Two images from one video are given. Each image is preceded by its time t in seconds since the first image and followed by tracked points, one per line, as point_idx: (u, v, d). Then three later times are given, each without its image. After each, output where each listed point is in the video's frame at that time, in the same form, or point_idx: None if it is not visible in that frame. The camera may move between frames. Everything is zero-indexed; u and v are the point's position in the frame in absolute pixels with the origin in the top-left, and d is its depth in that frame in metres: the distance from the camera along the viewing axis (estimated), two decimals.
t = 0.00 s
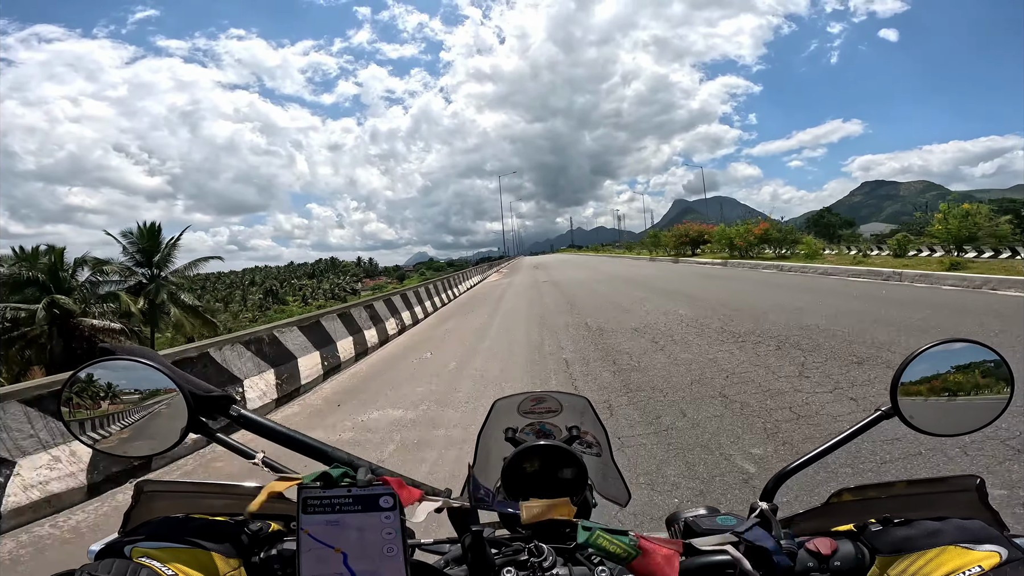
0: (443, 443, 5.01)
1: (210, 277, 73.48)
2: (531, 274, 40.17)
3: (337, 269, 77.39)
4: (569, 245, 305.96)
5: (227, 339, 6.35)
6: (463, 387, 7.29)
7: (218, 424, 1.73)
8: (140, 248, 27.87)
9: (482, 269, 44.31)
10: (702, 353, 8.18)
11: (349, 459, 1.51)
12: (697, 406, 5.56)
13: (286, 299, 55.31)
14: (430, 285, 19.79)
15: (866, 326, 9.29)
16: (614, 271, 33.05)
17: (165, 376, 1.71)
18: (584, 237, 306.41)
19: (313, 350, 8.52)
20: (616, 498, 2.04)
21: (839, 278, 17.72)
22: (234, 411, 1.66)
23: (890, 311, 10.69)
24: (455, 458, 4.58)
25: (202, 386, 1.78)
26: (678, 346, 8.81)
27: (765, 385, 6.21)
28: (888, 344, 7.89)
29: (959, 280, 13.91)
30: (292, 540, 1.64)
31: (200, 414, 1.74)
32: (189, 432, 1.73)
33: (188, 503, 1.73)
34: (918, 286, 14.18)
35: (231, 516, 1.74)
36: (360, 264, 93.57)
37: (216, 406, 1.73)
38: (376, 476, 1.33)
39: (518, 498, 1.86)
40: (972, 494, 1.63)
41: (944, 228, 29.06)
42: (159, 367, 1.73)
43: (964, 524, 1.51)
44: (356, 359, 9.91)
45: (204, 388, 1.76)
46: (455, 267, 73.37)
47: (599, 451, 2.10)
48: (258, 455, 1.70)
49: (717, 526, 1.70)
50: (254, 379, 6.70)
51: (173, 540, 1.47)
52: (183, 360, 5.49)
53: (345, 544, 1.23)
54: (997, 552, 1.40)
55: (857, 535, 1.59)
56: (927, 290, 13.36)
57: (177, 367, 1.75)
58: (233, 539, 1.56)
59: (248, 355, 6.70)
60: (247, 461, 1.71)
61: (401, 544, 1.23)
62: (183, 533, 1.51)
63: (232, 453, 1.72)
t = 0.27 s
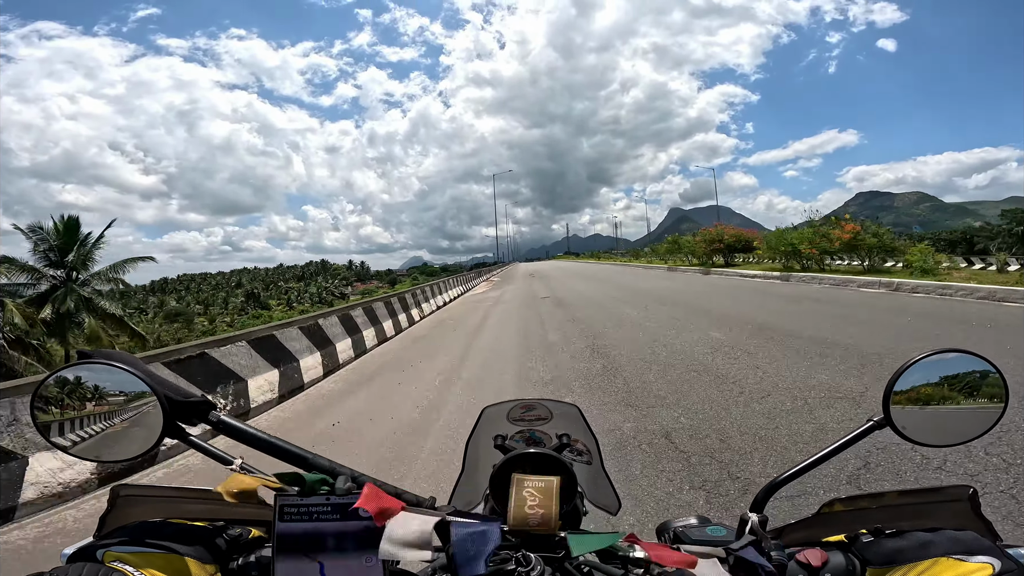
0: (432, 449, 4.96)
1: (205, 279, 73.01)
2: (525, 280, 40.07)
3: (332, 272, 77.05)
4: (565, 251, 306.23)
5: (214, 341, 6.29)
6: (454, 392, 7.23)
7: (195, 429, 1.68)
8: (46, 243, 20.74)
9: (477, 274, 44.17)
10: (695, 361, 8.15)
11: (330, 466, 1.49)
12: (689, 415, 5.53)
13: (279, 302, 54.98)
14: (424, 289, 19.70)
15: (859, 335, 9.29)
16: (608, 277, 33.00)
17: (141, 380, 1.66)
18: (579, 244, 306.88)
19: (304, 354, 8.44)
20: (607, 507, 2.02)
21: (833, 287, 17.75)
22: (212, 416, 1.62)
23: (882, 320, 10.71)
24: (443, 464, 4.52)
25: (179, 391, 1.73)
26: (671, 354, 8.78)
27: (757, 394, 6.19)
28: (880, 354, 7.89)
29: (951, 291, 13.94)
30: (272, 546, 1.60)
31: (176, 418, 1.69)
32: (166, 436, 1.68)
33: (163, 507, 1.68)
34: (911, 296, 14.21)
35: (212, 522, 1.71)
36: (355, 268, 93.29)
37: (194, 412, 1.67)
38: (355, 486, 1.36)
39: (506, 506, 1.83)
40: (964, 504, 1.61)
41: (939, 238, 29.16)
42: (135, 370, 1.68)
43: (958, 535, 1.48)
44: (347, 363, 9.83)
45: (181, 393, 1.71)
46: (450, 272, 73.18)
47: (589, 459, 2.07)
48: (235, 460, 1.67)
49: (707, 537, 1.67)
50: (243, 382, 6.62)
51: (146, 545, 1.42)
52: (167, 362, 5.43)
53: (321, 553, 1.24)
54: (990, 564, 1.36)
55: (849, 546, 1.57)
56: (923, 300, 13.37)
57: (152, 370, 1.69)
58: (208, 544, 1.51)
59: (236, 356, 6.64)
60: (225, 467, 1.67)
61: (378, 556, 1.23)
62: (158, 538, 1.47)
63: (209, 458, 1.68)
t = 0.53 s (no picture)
0: (415, 450, 4.88)
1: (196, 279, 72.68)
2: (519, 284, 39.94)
3: (325, 274, 76.70)
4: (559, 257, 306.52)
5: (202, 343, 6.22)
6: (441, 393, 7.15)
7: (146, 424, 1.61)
8: None
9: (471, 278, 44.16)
10: (686, 366, 8.10)
11: (288, 464, 1.44)
12: (676, 420, 5.47)
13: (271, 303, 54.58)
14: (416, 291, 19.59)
15: (849, 345, 9.28)
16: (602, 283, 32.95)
17: (87, 374, 1.59)
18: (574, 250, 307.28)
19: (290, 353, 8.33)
20: (588, 509, 1.97)
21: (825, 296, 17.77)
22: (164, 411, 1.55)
23: (873, 330, 10.71)
24: (425, 466, 4.45)
25: (131, 384, 1.66)
26: (661, 359, 8.74)
27: (746, 401, 6.14)
28: (870, 364, 7.87)
29: (943, 302, 13.98)
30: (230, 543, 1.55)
31: (125, 413, 1.62)
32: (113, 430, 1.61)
33: (116, 504, 1.62)
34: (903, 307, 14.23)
35: (168, 519, 1.64)
36: (349, 270, 93.07)
37: (147, 406, 1.61)
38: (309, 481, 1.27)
39: (482, 508, 1.77)
40: (953, 509, 1.56)
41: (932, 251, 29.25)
42: (82, 363, 1.61)
43: (944, 544, 1.43)
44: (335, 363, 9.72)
45: (132, 386, 1.64)
46: (444, 275, 72.96)
47: (569, 461, 2.02)
48: (186, 457, 1.61)
49: (685, 543, 1.61)
50: (225, 381, 6.51)
51: (90, 541, 1.36)
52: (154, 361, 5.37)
53: (267, 554, 1.18)
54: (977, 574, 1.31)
55: (831, 555, 1.51)
56: (913, 311, 13.39)
57: (101, 362, 1.62)
58: (158, 541, 1.45)
59: (220, 355, 6.57)
60: (177, 465, 1.60)
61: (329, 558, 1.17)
62: (104, 535, 1.40)
63: (159, 455, 1.61)
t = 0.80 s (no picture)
0: (401, 458, 4.92)
1: (183, 281, 72.05)
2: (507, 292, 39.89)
3: (315, 279, 76.33)
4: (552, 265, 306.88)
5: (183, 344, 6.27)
6: (427, 402, 7.18)
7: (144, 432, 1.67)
8: None
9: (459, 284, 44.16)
10: (670, 377, 8.18)
11: (279, 471, 1.50)
12: (658, 430, 5.54)
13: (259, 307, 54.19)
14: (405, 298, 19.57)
15: (831, 357, 9.42)
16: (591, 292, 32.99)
17: (87, 384, 1.66)
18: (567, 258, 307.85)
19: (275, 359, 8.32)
20: (568, 519, 2.03)
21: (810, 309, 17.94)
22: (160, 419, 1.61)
23: (855, 343, 10.88)
24: (410, 474, 4.48)
25: (128, 394, 1.73)
26: (647, 370, 8.82)
27: (727, 412, 6.23)
28: (850, 376, 8.00)
29: (924, 317, 14.19)
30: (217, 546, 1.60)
31: (124, 421, 1.68)
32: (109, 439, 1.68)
33: (110, 508, 1.67)
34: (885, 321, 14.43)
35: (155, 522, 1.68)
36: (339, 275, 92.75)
37: (143, 415, 1.68)
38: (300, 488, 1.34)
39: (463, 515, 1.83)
40: (908, 523, 1.66)
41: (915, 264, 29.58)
42: (83, 373, 1.68)
43: (893, 556, 1.51)
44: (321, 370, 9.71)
45: (129, 396, 1.71)
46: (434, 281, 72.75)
47: (551, 472, 2.08)
48: (181, 464, 1.67)
49: (654, 553, 1.69)
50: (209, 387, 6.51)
51: (84, 543, 1.41)
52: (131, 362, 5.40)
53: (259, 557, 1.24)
54: None
55: (788, 566, 1.58)
56: (895, 325, 13.59)
57: (101, 373, 1.70)
58: (150, 544, 1.50)
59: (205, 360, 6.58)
60: (172, 471, 1.66)
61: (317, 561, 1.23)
62: (98, 537, 1.45)
63: (155, 462, 1.67)
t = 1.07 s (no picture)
0: (413, 463, 4.97)
1: (186, 284, 72.23)
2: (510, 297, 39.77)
3: (317, 283, 76.28)
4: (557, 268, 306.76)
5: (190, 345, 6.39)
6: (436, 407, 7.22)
7: (188, 442, 1.75)
8: None
9: (463, 288, 44.13)
10: (677, 383, 8.21)
11: (316, 480, 1.66)
12: (668, 436, 5.57)
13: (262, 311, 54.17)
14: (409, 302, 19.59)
15: (837, 362, 9.42)
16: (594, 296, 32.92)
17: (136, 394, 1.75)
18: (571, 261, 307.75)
19: (282, 365, 8.40)
20: (584, 525, 2.08)
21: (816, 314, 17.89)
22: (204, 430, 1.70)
23: (861, 348, 10.86)
24: (423, 480, 4.53)
25: (173, 404, 1.81)
26: (653, 375, 8.85)
27: (735, 417, 6.25)
28: (857, 381, 8.01)
29: (930, 322, 14.15)
30: (254, 555, 1.66)
31: (169, 430, 1.75)
32: (157, 448, 1.76)
33: (150, 513, 1.74)
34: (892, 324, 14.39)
35: (193, 529, 1.75)
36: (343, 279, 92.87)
37: (187, 424, 1.76)
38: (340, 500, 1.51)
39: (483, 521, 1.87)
40: (919, 528, 1.70)
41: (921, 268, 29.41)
42: (128, 384, 1.78)
43: (907, 558, 1.55)
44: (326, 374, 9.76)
45: (175, 407, 1.79)
46: (437, 284, 72.85)
47: (569, 479, 2.13)
48: (224, 473, 1.74)
49: (674, 557, 1.73)
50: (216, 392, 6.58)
51: (131, 549, 1.47)
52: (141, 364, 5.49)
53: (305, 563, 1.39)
54: None
55: (806, 568, 1.62)
56: (901, 330, 13.56)
57: (147, 384, 1.79)
58: (193, 550, 1.56)
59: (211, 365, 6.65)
60: (214, 480, 1.73)
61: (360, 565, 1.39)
62: (143, 543, 1.51)
63: (198, 470, 1.75)
